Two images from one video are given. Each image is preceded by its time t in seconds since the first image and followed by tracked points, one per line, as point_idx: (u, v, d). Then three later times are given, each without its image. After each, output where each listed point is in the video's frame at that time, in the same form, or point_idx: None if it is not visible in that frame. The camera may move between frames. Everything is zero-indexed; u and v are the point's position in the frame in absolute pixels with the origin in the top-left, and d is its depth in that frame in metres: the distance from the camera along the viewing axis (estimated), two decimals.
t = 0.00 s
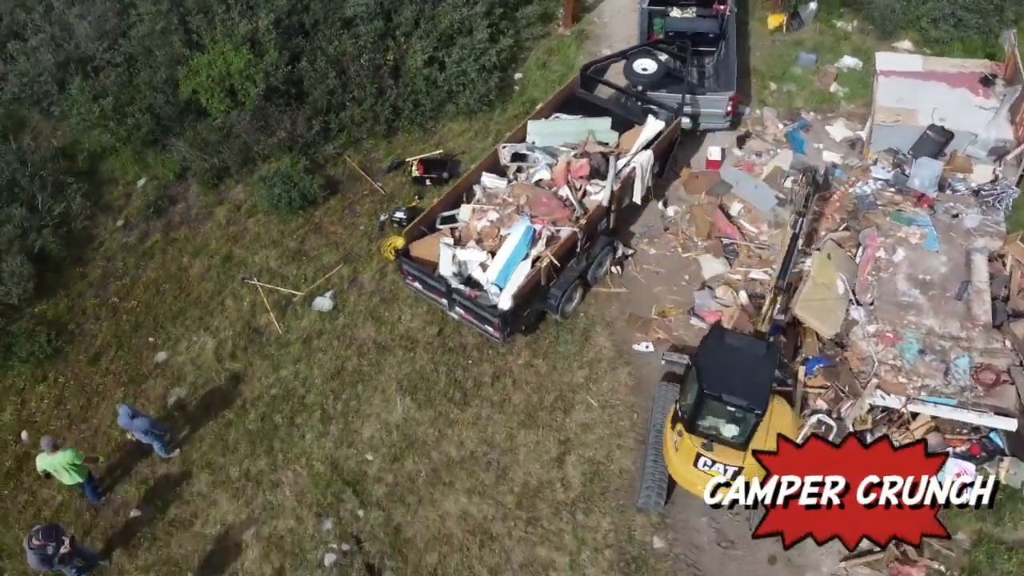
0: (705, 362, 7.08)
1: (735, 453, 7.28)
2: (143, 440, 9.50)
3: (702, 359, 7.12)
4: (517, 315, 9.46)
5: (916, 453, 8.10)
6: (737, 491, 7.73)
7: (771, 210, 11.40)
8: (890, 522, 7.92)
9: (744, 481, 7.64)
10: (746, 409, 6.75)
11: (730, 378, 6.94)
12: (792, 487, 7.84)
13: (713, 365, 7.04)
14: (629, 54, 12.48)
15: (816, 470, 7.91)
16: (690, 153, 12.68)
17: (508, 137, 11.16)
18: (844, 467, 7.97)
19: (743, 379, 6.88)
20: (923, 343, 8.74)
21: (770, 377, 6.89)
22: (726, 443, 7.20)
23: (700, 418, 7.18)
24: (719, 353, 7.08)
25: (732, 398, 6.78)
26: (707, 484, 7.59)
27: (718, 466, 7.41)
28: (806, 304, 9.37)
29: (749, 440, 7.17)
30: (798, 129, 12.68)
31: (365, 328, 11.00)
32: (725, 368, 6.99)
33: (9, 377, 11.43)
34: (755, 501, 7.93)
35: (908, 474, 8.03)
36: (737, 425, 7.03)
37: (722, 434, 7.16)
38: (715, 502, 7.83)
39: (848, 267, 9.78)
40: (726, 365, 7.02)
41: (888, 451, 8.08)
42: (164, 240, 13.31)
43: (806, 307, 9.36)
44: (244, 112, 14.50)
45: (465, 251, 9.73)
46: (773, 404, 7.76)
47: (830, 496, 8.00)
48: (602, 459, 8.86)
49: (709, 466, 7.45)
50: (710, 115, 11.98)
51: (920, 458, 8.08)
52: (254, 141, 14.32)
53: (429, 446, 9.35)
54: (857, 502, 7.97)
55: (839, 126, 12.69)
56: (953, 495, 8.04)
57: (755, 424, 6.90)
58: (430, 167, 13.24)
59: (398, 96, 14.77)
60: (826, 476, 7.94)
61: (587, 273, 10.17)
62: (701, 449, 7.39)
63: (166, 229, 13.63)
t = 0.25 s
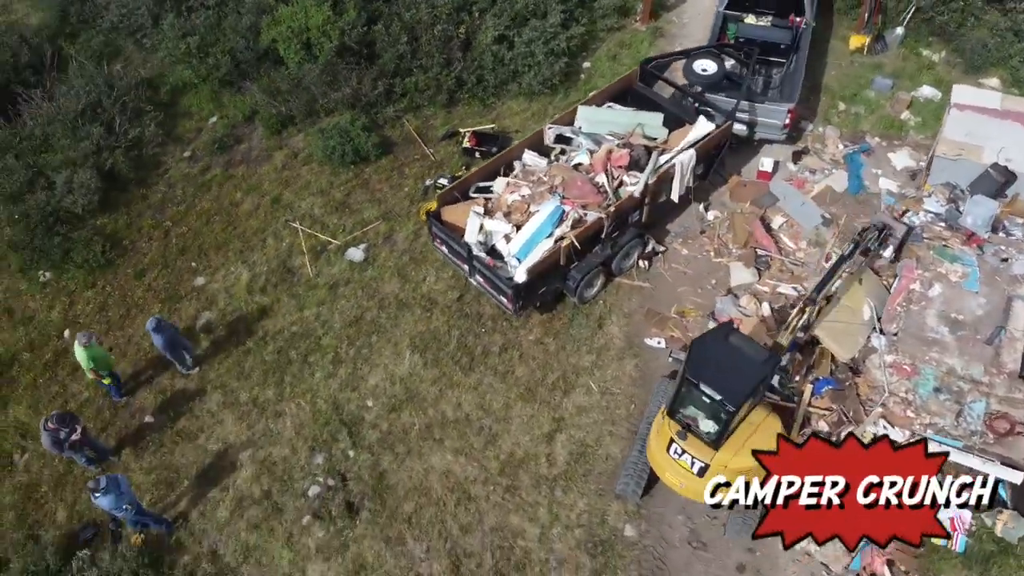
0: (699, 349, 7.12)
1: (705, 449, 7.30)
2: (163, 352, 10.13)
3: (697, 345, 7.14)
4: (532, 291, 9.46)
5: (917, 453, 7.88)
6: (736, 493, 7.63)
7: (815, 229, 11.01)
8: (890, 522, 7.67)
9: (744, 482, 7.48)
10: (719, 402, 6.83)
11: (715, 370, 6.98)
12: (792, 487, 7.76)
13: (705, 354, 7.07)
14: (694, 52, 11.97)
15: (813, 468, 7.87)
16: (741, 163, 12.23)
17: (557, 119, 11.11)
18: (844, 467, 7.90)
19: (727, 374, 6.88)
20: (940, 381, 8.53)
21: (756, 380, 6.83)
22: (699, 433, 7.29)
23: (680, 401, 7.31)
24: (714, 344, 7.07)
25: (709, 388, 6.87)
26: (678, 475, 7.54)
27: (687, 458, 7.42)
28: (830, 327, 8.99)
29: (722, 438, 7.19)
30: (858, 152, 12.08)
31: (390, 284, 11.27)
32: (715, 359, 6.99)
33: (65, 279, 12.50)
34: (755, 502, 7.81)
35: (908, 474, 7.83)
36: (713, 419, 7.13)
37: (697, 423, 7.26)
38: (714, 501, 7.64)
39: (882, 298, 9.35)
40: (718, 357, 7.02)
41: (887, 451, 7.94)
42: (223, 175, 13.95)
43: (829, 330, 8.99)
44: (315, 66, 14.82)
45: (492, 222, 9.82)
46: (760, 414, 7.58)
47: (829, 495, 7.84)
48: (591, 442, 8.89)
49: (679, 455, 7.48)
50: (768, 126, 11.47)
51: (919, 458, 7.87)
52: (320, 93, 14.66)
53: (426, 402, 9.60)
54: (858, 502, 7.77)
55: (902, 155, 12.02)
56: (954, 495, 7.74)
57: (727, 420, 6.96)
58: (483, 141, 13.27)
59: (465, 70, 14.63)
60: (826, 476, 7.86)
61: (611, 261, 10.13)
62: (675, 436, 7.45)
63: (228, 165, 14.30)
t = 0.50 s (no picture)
0: (679, 339, 7.16)
1: (673, 437, 7.34)
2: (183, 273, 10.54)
3: (678, 335, 7.18)
4: (534, 268, 9.54)
5: (916, 453, 7.87)
6: (735, 490, 7.72)
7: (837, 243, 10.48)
8: (890, 522, 7.49)
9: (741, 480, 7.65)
10: (686, 390, 6.83)
11: (690, 360, 6.99)
12: (791, 486, 7.76)
13: (684, 344, 7.11)
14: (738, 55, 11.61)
15: (809, 467, 7.84)
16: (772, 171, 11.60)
17: (588, 105, 10.98)
18: (844, 466, 7.80)
19: (701, 366, 6.90)
20: (934, 407, 8.31)
21: (728, 376, 6.79)
22: (668, 421, 7.32)
23: (655, 388, 7.37)
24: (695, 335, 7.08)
25: (679, 375, 6.89)
26: (645, 459, 7.66)
27: (656, 444, 7.49)
28: (827, 340, 8.78)
29: (689, 430, 7.18)
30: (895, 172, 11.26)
31: (404, 249, 11.41)
32: (693, 350, 7.02)
33: (106, 208, 13.23)
34: (755, 502, 7.87)
35: (908, 474, 7.75)
36: (684, 409, 7.07)
37: (667, 410, 7.29)
38: (714, 501, 7.73)
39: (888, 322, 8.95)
40: (696, 349, 7.04)
41: (887, 451, 7.89)
42: (266, 129, 14.35)
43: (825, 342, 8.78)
44: (365, 34, 14.83)
45: (507, 197, 9.93)
46: (735, 414, 7.53)
47: (829, 495, 7.69)
48: (572, 421, 8.96)
49: (648, 441, 7.59)
50: (803, 136, 10.95)
51: (918, 457, 7.85)
52: (367, 60, 14.73)
53: (418, 364, 9.82)
54: (858, 501, 7.60)
55: (942, 179, 11.15)
56: (953, 495, 7.61)
57: (693, 411, 6.92)
58: (517, 122, 12.86)
59: (512, 53, 14.17)
60: (825, 475, 7.77)
61: (619, 250, 10.08)
62: (648, 421, 7.55)
63: (274, 120, 14.72)
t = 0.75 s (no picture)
0: (655, 327, 7.19)
1: (639, 423, 7.32)
2: (198, 221, 11.04)
3: (654, 323, 7.22)
4: (533, 247, 9.60)
5: (916, 452, 7.60)
6: (736, 491, 7.77)
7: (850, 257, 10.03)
8: (890, 521, 7.20)
9: (742, 482, 7.75)
10: (652, 376, 6.81)
11: (661, 348, 7.00)
12: (791, 486, 7.67)
13: (658, 332, 7.13)
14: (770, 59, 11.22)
15: (809, 468, 7.74)
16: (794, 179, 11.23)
17: (611, 95, 10.82)
18: (843, 466, 7.65)
19: (670, 354, 6.90)
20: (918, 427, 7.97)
21: (695, 368, 6.77)
22: (636, 408, 7.30)
23: (626, 373, 7.36)
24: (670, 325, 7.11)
25: (647, 361, 6.89)
26: (612, 443, 7.66)
27: (623, 428, 7.49)
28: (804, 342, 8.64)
29: (655, 417, 7.15)
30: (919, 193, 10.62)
31: (416, 219, 11.56)
32: (665, 339, 7.04)
33: (144, 153, 13.80)
34: (755, 502, 7.74)
35: (908, 474, 7.50)
36: (651, 396, 7.05)
37: (635, 397, 7.27)
38: (714, 501, 7.81)
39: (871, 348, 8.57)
40: (669, 338, 7.06)
41: (887, 450, 7.68)
42: (302, 92, 14.61)
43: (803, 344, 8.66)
44: (409, 10, 15.08)
45: (516, 176, 9.94)
46: (706, 408, 7.47)
47: (829, 495, 7.51)
48: (551, 399, 9.05)
49: (616, 425, 7.59)
50: (825, 145, 10.53)
51: (918, 456, 7.57)
52: (407, 35, 14.87)
53: (412, 328, 10.06)
54: (858, 501, 7.39)
55: (968, 204, 10.46)
56: (954, 496, 7.32)
57: (657, 398, 6.89)
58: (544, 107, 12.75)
59: (549, 39, 14.06)
60: (825, 475, 7.63)
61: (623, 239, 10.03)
62: (618, 405, 7.57)
63: (311, 85, 14.93)
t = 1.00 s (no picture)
0: (660, 321, 7.16)
1: (632, 414, 7.30)
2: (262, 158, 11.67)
3: (660, 318, 7.18)
4: (569, 229, 9.57)
5: (916, 452, 7.51)
6: (735, 491, 7.67)
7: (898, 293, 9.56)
8: (890, 522, 7.18)
9: (741, 482, 7.63)
10: (648, 367, 6.79)
11: (662, 343, 6.97)
12: (791, 486, 7.57)
13: (662, 327, 7.10)
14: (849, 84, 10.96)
15: (808, 467, 7.64)
16: (856, 207, 10.81)
17: (678, 95, 10.63)
18: (843, 466, 7.54)
19: (669, 350, 6.85)
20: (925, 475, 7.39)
21: (692, 366, 6.70)
22: (631, 399, 7.28)
23: (626, 364, 7.35)
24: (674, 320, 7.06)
25: (645, 352, 6.88)
26: (605, 430, 7.66)
27: (616, 418, 7.48)
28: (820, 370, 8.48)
29: (648, 410, 7.11)
30: (984, 241, 10.08)
31: (467, 188, 11.68)
32: (668, 334, 7.00)
33: (231, 91, 14.50)
34: (754, 502, 7.63)
35: (908, 474, 7.42)
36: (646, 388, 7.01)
37: (632, 387, 7.25)
38: (713, 501, 7.76)
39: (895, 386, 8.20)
40: (672, 334, 7.02)
41: (887, 450, 7.52)
42: (386, 53, 14.85)
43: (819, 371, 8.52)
44: None
45: (564, 159, 9.90)
46: (703, 409, 7.34)
47: (829, 495, 7.44)
48: (559, 379, 9.08)
49: (611, 413, 7.59)
50: (891, 176, 10.13)
51: (919, 456, 7.48)
52: (497, 11, 14.62)
53: (441, 290, 10.27)
54: (858, 502, 7.34)
55: None
56: (953, 494, 7.21)
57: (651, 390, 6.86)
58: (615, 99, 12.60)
59: (633, 34, 13.66)
60: (825, 475, 7.54)
61: (662, 237, 9.89)
62: (615, 395, 7.56)
63: (395, 49, 15.03)
